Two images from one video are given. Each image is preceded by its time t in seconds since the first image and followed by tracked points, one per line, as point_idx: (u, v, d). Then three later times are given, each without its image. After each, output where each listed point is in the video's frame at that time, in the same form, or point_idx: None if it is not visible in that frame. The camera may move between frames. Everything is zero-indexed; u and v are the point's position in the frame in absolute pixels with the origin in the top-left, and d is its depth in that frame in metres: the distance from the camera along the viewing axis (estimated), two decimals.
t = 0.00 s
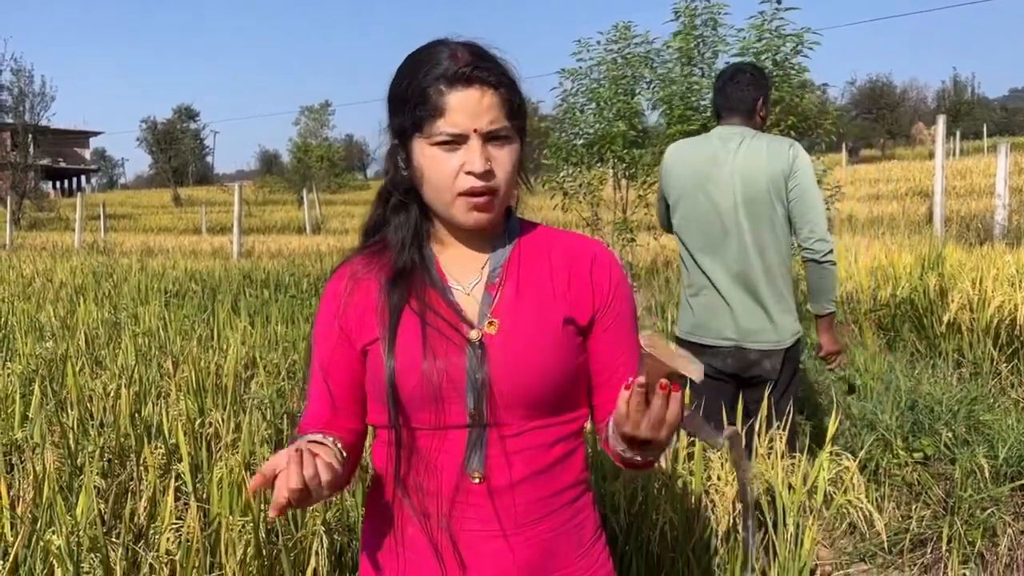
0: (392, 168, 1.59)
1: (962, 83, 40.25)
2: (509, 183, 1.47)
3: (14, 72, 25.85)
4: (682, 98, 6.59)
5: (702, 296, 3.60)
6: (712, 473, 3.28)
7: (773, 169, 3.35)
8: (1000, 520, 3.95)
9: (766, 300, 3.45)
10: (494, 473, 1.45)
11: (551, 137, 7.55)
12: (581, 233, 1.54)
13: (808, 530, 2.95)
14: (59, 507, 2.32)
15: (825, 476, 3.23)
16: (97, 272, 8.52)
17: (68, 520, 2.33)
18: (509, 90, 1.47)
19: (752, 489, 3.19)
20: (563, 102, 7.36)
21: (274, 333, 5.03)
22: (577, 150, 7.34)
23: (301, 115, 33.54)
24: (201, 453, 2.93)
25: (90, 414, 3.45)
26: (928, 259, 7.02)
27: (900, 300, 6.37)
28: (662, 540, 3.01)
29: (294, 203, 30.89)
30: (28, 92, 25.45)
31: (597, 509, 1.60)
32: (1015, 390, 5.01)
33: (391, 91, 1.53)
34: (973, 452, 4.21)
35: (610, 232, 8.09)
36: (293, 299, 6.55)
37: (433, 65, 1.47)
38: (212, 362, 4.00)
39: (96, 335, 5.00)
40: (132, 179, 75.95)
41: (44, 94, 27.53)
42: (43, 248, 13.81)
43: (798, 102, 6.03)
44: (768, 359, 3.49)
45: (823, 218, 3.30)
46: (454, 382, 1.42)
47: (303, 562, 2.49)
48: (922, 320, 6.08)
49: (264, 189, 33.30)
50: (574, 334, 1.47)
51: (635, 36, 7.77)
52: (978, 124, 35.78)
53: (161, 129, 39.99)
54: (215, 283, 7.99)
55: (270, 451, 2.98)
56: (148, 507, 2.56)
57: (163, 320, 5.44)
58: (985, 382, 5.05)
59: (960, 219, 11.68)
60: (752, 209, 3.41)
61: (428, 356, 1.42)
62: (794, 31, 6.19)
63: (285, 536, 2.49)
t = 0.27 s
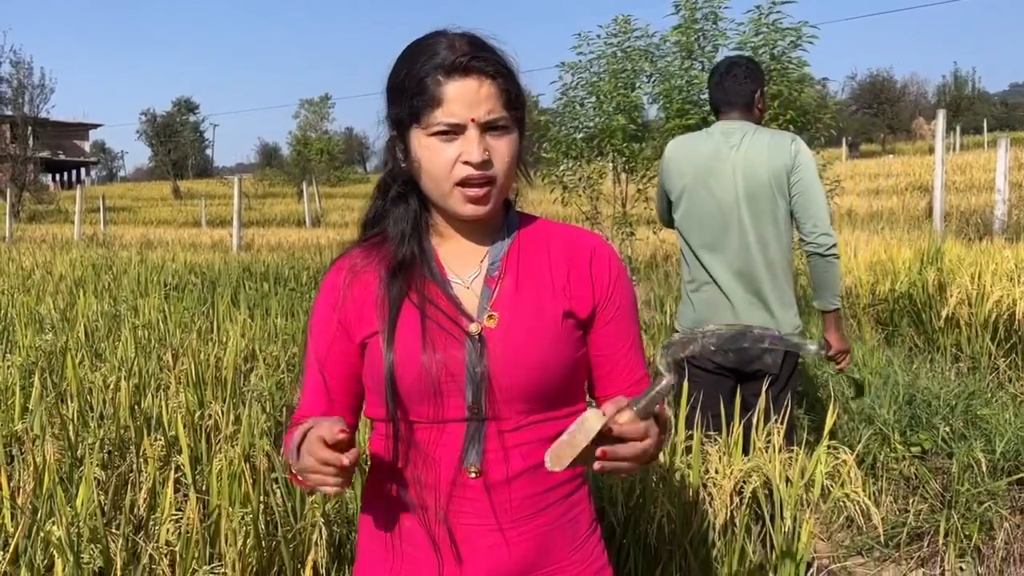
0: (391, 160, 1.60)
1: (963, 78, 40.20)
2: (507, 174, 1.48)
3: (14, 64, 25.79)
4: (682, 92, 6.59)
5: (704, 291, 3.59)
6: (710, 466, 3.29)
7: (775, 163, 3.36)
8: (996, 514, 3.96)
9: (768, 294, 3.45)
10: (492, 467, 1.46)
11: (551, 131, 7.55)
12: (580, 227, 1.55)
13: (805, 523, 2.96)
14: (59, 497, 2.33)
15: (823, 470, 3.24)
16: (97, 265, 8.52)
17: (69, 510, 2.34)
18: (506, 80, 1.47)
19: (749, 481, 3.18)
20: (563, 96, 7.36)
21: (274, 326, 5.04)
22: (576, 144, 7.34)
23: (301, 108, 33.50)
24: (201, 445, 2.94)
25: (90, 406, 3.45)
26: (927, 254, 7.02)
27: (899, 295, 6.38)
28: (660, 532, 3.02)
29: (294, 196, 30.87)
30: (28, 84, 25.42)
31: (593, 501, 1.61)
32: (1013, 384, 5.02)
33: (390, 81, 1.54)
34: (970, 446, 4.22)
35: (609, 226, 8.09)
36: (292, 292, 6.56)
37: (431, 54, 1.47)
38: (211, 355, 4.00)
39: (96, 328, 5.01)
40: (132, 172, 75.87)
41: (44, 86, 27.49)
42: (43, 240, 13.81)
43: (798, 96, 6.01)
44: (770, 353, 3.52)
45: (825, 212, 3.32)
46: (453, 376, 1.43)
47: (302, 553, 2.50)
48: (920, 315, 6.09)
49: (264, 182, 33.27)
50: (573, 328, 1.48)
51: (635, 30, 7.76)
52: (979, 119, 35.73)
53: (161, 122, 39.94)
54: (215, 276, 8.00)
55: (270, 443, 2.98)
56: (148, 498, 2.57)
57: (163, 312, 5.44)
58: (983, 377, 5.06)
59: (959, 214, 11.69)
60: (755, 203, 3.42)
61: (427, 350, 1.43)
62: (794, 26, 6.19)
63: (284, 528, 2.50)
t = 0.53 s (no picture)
0: (388, 154, 1.60)
1: (962, 73, 40.15)
2: (504, 167, 1.48)
3: (11, 55, 25.70)
4: (680, 86, 6.57)
5: (703, 285, 3.59)
6: (706, 459, 3.30)
7: (777, 158, 3.38)
8: (991, 508, 3.97)
9: (767, 289, 3.46)
10: (489, 459, 1.46)
11: (549, 124, 7.54)
12: (577, 220, 1.55)
13: (800, 517, 2.98)
14: (56, 489, 2.33)
15: (818, 463, 3.25)
16: (95, 257, 8.52)
17: (65, 502, 2.35)
18: (500, 73, 1.47)
19: (745, 474, 3.18)
20: (561, 90, 7.35)
21: (272, 319, 5.04)
22: (574, 138, 7.33)
23: (299, 101, 33.42)
24: (198, 438, 2.94)
25: (87, 398, 3.46)
26: (925, 249, 7.02)
27: (896, 290, 6.38)
28: (656, 525, 3.03)
29: (292, 189, 30.83)
30: (25, 76, 25.35)
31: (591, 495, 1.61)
32: (1009, 379, 5.03)
33: (384, 77, 1.54)
34: (966, 440, 4.23)
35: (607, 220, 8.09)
36: (290, 285, 6.56)
37: (425, 49, 1.47)
38: (209, 347, 4.00)
39: (94, 320, 5.01)
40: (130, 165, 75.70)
41: (41, 78, 27.40)
42: (41, 233, 13.80)
43: (796, 90, 5.99)
44: (766, 348, 3.51)
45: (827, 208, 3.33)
46: (453, 369, 1.43)
47: (299, 546, 2.51)
48: (917, 310, 6.10)
49: (262, 175, 33.22)
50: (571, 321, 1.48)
51: (633, 24, 7.74)
52: (977, 115, 35.71)
53: (159, 115, 39.83)
54: (213, 269, 8.00)
55: (267, 435, 2.99)
56: (145, 490, 2.57)
57: (161, 305, 5.44)
58: (980, 371, 5.06)
59: (957, 209, 11.68)
60: (755, 197, 3.42)
61: (426, 343, 1.43)
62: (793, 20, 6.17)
63: (281, 519, 2.51)
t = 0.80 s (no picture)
0: (382, 150, 1.61)
1: (958, 70, 40.18)
2: (497, 163, 1.48)
3: (6, 49, 25.59)
4: (676, 82, 6.57)
5: (697, 282, 3.58)
6: (700, 455, 3.31)
7: (777, 155, 3.39)
8: (985, 504, 3.99)
9: (762, 287, 3.47)
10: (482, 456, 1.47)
11: (546, 120, 7.53)
12: (569, 217, 1.56)
13: (794, 513, 2.99)
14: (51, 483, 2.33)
15: (813, 459, 3.27)
16: (90, 252, 8.50)
17: (60, 496, 2.35)
18: (494, 69, 1.47)
19: (740, 470, 3.20)
20: (558, 85, 7.34)
21: (267, 314, 5.03)
22: (571, 134, 7.32)
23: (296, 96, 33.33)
24: (193, 433, 2.94)
25: (82, 393, 3.45)
26: (920, 246, 7.04)
27: (891, 286, 6.40)
28: (650, 521, 3.05)
29: (288, 185, 30.77)
30: (20, 70, 25.25)
31: (584, 491, 1.62)
32: (1003, 376, 5.04)
33: (378, 73, 1.54)
34: (960, 437, 4.25)
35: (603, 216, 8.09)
36: (286, 280, 6.55)
37: (419, 45, 1.47)
38: (204, 342, 4.00)
39: (89, 314, 5.00)
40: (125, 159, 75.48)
41: (36, 71, 27.29)
42: (36, 227, 13.75)
43: (792, 87, 6.00)
44: (761, 345, 3.52)
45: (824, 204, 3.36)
46: (447, 365, 1.44)
47: (293, 541, 2.52)
48: (912, 307, 6.11)
49: (257, 169, 33.15)
50: (563, 318, 1.49)
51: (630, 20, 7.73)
52: (973, 112, 35.76)
53: (155, 109, 39.70)
54: (208, 264, 7.98)
55: (262, 430, 2.99)
56: (140, 485, 2.57)
57: (156, 300, 5.43)
58: (974, 368, 5.08)
59: (951, 206, 11.71)
60: (754, 194, 3.43)
61: (420, 339, 1.44)
62: (789, 17, 6.18)
63: (275, 515, 2.51)
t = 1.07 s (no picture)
0: (374, 144, 1.60)
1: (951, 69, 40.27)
2: (490, 165, 1.49)
3: None
4: (671, 80, 6.58)
5: (694, 280, 3.57)
6: (693, 452, 3.33)
7: (775, 152, 3.41)
8: (976, 502, 4.01)
9: (759, 284, 3.48)
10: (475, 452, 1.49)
11: (540, 117, 7.53)
12: (559, 212, 1.56)
13: (786, 509, 3.00)
14: (45, 479, 2.33)
15: (805, 457, 3.28)
16: (82, 247, 8.47)
17: (54, 492, 2.35)
18: (494, 73, 1.48)
19: (732, 467, 3.21)
20: (553, 82, 7.34)
21: (261, 310, 5.03)
22: (565, 131, 7.32)
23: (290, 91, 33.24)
24: (187, 429, 2.94)
25: (75, 388, 3.45)
26: (913, 244, 7.06)
27: (884, 284, 6.42)
28: (643, 518, 3.06)
29: (282, 180, 30.71)
30: (12, 64, 25.13)
31: (577, 484, 1.63)
32: (994, 374, 5.07)
33: (375, 65, 1.54)
34: (951, 434, 4.27)
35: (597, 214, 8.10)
36: (280, 276, 6.54)
37: (420, 42, 1.47)
38: (198, 338, 4.00)
39: (82, 310, 4.99)
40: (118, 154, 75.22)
41: (28, 66, 27.15)
42: (28, 222, 13.71)
43: (787, 85, 6.01)
44: (758, 343, 3.54)
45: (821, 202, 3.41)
46: (440, 363, 1.45)
47: (288, 537, 2.52)
48: (904, 305, 6.14)
49: (251, 165, 33.07)
50: (555, 315, 1.50)
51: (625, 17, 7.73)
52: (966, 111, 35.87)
53: (148, 103, 39.55)
54: (202, 259, 7.96)
55: (256, 426, 2.99)
56: (134, 481, 2.57)
57: (149, 295, 5.42)
58: (966, 366, 5.10)
59: (944, 204, 11.75)
60: (753, 191, 3.43)
61: (413, 338, 1.44)
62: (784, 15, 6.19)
63: (270, 511, 2.52)
